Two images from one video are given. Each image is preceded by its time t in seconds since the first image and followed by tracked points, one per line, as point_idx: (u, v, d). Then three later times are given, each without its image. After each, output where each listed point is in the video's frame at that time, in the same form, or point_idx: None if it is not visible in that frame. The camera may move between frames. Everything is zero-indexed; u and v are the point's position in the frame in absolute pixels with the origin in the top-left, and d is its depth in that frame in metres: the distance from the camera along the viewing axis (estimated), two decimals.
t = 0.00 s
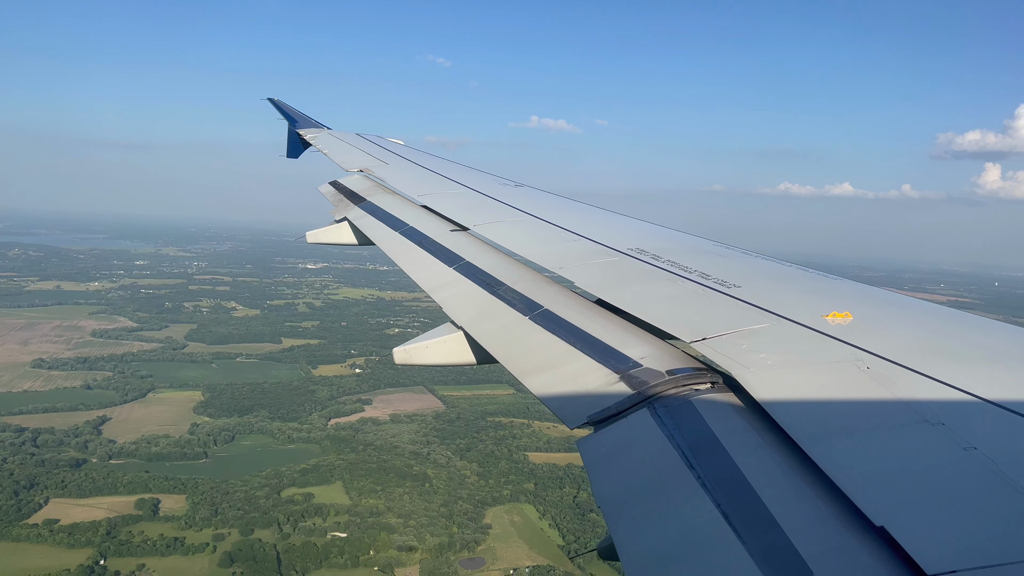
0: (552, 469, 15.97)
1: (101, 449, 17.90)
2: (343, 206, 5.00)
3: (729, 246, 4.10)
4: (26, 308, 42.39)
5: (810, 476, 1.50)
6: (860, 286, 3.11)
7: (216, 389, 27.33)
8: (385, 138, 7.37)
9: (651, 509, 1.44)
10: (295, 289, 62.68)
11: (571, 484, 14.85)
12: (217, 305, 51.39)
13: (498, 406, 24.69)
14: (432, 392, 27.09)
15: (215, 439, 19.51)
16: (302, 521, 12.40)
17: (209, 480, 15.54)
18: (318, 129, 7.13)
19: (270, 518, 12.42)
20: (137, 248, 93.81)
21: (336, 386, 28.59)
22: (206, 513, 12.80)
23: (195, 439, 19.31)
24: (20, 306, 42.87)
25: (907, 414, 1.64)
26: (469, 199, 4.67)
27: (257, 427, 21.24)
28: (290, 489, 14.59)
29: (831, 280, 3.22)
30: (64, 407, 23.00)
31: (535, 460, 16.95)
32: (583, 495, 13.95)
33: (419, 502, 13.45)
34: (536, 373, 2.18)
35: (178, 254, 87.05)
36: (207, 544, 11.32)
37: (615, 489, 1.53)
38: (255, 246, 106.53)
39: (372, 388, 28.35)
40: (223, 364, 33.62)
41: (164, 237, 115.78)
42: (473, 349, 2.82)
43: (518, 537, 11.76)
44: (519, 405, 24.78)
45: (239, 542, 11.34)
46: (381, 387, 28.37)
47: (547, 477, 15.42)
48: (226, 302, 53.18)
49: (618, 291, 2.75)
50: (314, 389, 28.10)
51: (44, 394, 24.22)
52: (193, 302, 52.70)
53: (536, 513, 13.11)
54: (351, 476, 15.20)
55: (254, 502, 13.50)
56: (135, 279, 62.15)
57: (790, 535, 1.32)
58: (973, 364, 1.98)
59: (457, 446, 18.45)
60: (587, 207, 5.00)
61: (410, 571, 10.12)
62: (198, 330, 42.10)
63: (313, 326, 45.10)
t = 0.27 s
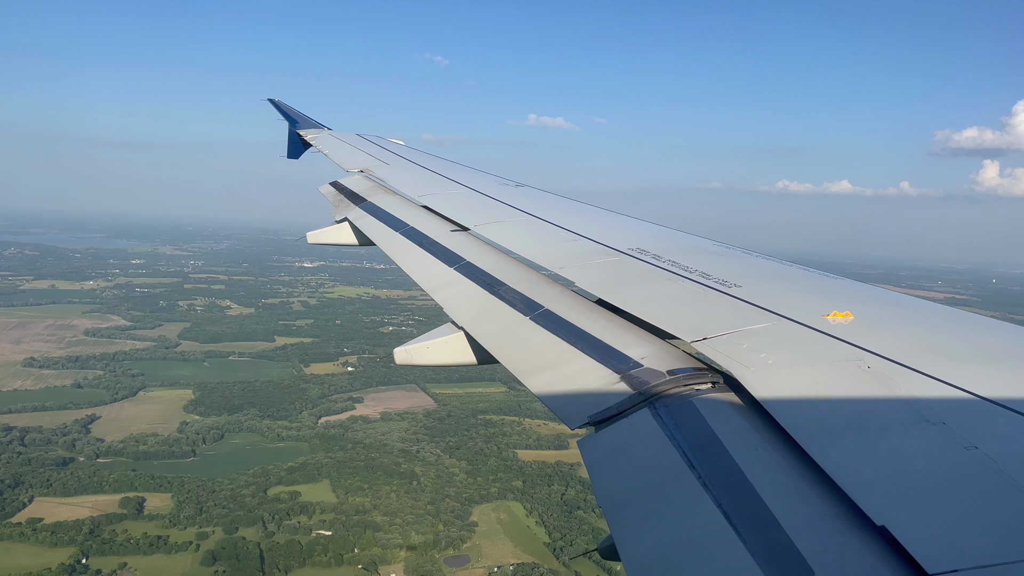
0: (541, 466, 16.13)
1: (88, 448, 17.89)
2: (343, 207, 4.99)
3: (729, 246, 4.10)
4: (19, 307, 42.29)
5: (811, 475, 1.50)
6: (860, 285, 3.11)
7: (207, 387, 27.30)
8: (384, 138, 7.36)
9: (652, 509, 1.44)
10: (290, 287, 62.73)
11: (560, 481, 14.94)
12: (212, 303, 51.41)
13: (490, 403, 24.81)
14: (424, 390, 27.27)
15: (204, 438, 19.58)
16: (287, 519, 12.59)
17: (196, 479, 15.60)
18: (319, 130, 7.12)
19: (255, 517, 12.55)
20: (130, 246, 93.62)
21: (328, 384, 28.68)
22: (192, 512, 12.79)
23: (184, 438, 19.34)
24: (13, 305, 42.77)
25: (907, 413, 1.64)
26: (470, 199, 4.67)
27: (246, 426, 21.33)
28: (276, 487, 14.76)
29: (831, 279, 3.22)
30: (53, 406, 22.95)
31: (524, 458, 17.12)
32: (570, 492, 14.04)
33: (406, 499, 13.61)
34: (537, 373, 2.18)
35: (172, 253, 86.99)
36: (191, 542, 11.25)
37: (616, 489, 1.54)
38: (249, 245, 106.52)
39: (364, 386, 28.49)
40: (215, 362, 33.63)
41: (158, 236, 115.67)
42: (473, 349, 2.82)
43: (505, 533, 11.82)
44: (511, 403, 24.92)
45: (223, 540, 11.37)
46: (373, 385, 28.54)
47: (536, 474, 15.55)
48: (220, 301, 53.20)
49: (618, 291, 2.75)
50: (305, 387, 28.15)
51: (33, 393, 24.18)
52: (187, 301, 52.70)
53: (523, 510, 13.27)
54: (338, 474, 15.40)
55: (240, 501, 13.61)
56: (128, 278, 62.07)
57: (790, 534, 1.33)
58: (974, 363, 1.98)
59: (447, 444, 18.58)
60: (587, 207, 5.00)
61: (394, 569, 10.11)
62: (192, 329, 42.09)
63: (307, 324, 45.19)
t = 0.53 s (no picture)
0: (530, 463, 16.26)
1: (76, 447, 17.90)
2: (344, 208, 4.99)
3: (730, 245, 4.09)
4: (13, 306, 42.24)
5: (813, 476, 1.50)
6: (861, 285, 3.11)
7: (199, 386, 27.31)
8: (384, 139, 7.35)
9: (655, 508, 1.45)
10: (285, 286, 62.81)
11: (549, 478, 15.03)
12: (207, 302, 51.44)
13: (482, 402, 24.90)
14: (416, 388, 27.40)
15: (194, 436, 19.65)
16: (273, 517, 12.74)
17: (183, 477, 15.66)
18: (320, 130, 7.12)
19: (241, 516, 12.63)
20: (124, 245, 93.54)
21: (320, 383, 28.78)
22: (176, 511, 12.89)
23: (173, 437, 19.40)
24: (8, 305, 42.72)
25: (909, 412, 1.64)
26: (471, 199, 4.66)
27: (236, 425, 21.40)
28: (264, 486, 14.91)
29: (832, 279, 3.22)
30: (44, 405, 22.93)
31: (514, 456, 17.22)
32: (559, 489, 14.12)
33: (393, 497, 13.72)
34: (538, 373, 2.18)
35: (166, 252, 86.92)
36: (173, 541, 11.37)
37: (617, 490, 1.54)
38: (244, 244, 106.52)
39: (357, 384, 28.63)
40: (208, 361, 33.66)
41: (153, 235, 115.52)
42: (476, 349, 2.82)
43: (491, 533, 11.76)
44: (503, 401, 25.01)
45: (206, 540, 11.47)
46: (365, 384, 28.68)
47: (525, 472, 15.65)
48: (216, 299, 53.26)
49: (619, 291, 2.76)
50: (296, 386, 28.20)
51: (24, 392, 24.16)
52: (183, 299, 52.75)
53: (511, 508, 13.27)
54: (326, 472, 15.57)
55: (226, 500, 13.72)
56: (122, 277, 62.00)
57: (792, 534, 1.33)
58: (975, 363, 1.97)
59: (437, 442, 18.73)
60: (588, 207, 4.99)
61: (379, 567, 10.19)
62: (186, 328, 42.10)
63: (302, 323, 45.26)
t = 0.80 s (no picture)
0: (520, 462, 16.40)
1: (65, 446, 17.89)
2: (346, 209, 4.98)
3: (732, 246, 4.08)
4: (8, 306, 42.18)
5: (815, 475, 1.50)
6: (861, 284, 3.11)
7: (191, 385, 27.36)
8: (386, 140, 7.34)
9: (659, 508, 1.45)
10: (281, 285, 62.90)
11: (538, 477, 15.13)
12: (202, 302, 51.48)
13: (474, 400, 25.01)
14: (409, 387, 27.54)
15: (184, 436, 19.74)
16: (260, 517, 12.87)
17: (170, 477, 15.72)
18: (322, 132, 7.11)
19: (226, 514, 12.73)
20: (119, 245, 93.54)
21: (312, 382, 28.90)
22: (161, 510, 12.98)
23: (162, 436, 19.48)
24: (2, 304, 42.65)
25: (911, 412, 1.64)
26: (472, 200, 4.66)
27: (227, 423, 21.50)
28: (252, 484, 15.08)
29: (833, 278, 3.22)
30: (35, 404, 22.90)
31: (504, 455, 17.33)
32: (547, 487, 14.21)
33: (382, 495, 13.80)
34: (540, 373, 2.18)
35: (160, 252, 86.91)
36: (157, 540, 11.50)
37: (619, 490, 1.54)
38: (239, 243, 106.59)
39: (349, 383, 28.77)
40: (201, 360, 33.70)
41: (148, 234, 115.63)
42: (477, 350, 2.82)
43: (477, 531, 11.73)
44: (496, 399, 25.12)
45: (191, 537, 11.65)
46: (358, 382, 28.84)
47: (515, 471, 15.76)
48: (211, 299, 53.29)
49: (620, 291, 2.76)
50: (289, 385, 28.27)
51: (15, 392, 24.15)
52: (178, 299, 52.74)
53: (499, 507, 13.18)
54: (314, 470, 15.80)
55: (213, 498, 13.91)
56: (117, 276, 61.97)
57: (795, 534, 1.33)
58: (977, 363, 1.97)
59: (427, 441, 18.90)
60: (589, 207, 4.99)
61: (364, 565, 10.18)
62: (180, 327, 42.11)
63: (296, 322, 45.37)
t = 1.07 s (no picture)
0: (510, 462, 16.59)
1: (54, 446, 17.89)
2: (348, 210, 4.98)
3: (734, 246, 4.08)
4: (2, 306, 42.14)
5: (817, 475, 1.50)
6: (862, 285, 3.11)
7: (183, 385, 27.43)
8: (388, 141, 7.34)
9: (660, 509, 1.44)
10: (278, 284, 63.02)
11: (527, 476, 15.34)
12: (198, 301, 51.59)
13: (467, 399, 25.14)
14: (402, 387, 27.67)
15: (174, 435, 19.84)
16: (249, 515, 13.23)
17: (159, 476, 15.85)
18: (323, 133, 7.11)
19: (212, 514, 13.08)
20: (115, 244, 93.57)
21: (304, 381, 29.02)
22: (147, 510, 13.19)
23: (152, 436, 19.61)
24: None
25: (914, 412, 1.64)
26: (474, 201, 4.66)
27: (217, 423, 21.62)
28: (240, 484, 15.42)
29: (834, 278, 3.22)
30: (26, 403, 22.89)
31: (494, 454, 17.54)
32: (535, 486, 14.43)
33: (369, 495, 14.14)
34: (542, 374, 2.17)
35: (156, 252, 86.98)
36: (142, 540, 11.69)
37: (622, 491, 1.53)
38: (236, 243, 106.76)
39: (342, 383, 28.93)
40: (195, 360, 33.76)
41: (144, 234, 115.77)
42: (478, 351, 2.81)
43: (462, 529, 12.08)
44: (489, 398, 25.26)
45: (176, 537, 11.91)
46: (351, 382, 29.00)
47: (504, 470, 15.99)
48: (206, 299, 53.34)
49: (623, 291, 2.75)
50: (281, 384, 28.35)
51: (7, 391, 24.15)
52: (173, 298, 52.78)
53: (487, 506, 13.49)
54: (302, 470, 16.11)
55: (201, 498, 14.22)
56: (113, 276, 62.03)
57: (798, 535, 1.32)
58: (979, 362, 1.97)
59: (418, 440, 19.05)
60: (591, 207, 4.99)
61: (349, 565, 10.44)
62: (175, 326, 42.15)
63: (291, 322, 45.49)
